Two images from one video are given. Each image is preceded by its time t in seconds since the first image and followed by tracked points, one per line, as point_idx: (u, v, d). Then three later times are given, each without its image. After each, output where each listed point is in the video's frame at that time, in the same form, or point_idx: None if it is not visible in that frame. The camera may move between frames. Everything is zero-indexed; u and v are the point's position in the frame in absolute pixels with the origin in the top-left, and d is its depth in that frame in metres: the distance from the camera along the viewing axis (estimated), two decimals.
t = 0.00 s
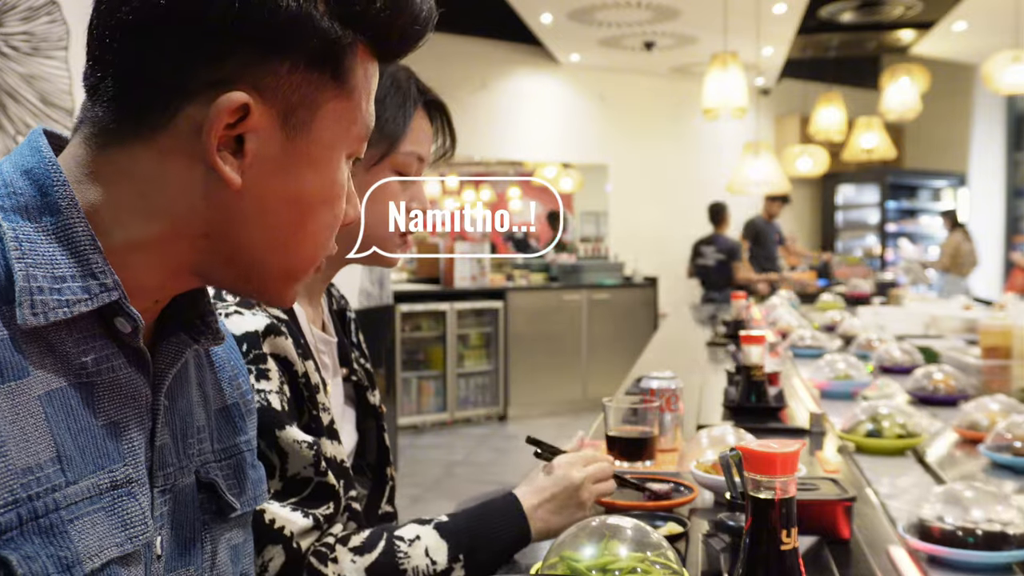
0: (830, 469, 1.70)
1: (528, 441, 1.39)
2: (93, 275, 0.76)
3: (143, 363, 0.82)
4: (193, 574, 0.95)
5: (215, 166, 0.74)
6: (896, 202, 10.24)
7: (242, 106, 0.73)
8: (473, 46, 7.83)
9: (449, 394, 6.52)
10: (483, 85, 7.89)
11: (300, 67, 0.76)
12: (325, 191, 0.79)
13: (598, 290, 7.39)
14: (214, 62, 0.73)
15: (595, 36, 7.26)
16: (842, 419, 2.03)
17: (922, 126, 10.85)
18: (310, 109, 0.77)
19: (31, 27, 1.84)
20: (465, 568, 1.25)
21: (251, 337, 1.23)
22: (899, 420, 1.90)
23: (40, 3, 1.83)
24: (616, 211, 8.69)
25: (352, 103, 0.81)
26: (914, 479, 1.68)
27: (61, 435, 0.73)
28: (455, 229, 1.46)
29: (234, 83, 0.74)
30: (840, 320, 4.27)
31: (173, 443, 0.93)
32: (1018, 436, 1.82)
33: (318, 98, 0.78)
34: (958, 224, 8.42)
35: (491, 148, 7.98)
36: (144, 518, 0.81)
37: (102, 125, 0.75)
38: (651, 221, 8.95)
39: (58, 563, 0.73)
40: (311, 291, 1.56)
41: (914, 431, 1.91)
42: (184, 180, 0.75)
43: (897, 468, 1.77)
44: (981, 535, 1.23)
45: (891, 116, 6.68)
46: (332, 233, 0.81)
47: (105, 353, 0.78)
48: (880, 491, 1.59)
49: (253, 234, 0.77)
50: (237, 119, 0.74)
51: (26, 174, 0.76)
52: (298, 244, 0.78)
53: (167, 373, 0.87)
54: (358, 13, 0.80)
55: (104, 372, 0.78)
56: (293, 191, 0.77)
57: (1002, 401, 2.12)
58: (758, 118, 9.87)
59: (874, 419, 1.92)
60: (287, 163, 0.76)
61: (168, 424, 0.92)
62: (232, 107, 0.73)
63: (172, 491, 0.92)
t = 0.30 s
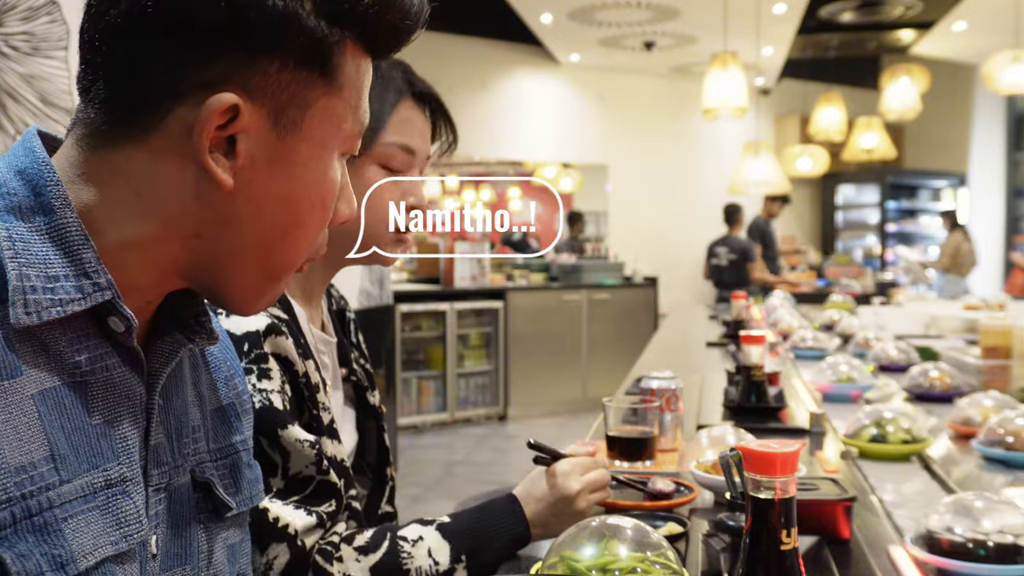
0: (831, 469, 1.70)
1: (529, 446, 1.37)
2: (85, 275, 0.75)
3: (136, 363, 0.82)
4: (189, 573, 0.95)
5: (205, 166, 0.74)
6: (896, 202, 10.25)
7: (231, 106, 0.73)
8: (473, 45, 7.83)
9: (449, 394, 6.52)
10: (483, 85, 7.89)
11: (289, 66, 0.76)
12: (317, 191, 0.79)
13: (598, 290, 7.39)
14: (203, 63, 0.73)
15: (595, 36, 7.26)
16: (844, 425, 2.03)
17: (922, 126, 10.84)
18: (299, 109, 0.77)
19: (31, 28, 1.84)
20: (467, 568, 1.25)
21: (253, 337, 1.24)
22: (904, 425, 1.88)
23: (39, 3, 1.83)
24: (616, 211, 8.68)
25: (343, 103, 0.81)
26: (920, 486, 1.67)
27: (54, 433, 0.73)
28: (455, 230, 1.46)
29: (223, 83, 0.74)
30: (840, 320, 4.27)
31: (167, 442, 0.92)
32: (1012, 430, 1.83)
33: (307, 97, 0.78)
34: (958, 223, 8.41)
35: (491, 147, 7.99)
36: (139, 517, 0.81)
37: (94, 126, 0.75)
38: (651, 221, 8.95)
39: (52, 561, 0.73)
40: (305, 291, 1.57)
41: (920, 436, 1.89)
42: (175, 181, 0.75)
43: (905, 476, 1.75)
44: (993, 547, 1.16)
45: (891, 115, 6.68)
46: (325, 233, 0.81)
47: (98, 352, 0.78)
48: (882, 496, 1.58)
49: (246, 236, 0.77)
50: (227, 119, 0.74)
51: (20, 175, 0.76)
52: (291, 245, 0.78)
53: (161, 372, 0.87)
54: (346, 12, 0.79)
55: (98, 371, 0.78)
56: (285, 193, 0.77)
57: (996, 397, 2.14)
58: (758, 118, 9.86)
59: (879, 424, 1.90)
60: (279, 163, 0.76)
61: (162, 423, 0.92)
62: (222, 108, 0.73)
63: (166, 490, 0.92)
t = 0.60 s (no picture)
0: (831, 470, 1.69)
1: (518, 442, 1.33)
2: (75, 274, 0.75)
3: (127, 362, 0.82)
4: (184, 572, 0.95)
5: (193, 162, 0.74)
6: (896, 201, 10.24)
7: (219, 100, 0.73)
8: (473, 45, 7.83)
9: (449, 394, 6.52)
10: (483, 85, 7.89)
11: (276, 62, 0.77)
12: (306, 187, 0.79)
13: (598, 290, 7.39)
14: (190, 58, 0.73)
15: (595, 36, 7.26)
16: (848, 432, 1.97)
17: (922, 126, 10.84)
18: (287, 105, 0.77)
19: (31, 27, 1.83)
20: (457, 563, 1.25)
21: (247, 338, 1.24)
22: (908, 430, 1.84)
23: (39, 2, 1.83)
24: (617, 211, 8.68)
25: (332, 98, 0.81)
26: (926, 494, 1.61)
27: (44, 434, 0.73)
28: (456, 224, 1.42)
29: (210, 78, 0.74)
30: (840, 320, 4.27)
31: (160, 441, 0.93)
32: (1003, 426, 1.88)
33: (295, 92, 0.78)
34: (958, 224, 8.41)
35: (491, 148, 7.99)
36: (131, 517, 0.81)
37: (81, 122, 0.76)
38: (651, 221, 8.94)
39: (43, 561, 0.73)
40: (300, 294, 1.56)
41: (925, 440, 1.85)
42: (163, 177, 0.75)
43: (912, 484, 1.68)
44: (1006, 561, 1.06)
45: (891, 115, 6.68)
46: (314, 229, 0.81)
47: (88, 352, 0.78)
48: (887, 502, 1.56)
49: (235, 231, 0.77)
50: (214, 113, 0.74)
51: (8, 175, 0.76)
52: (280, 241, 0.79)
53: (153, 372, 0.87)
54: (332, 7, 0.80)
55: (88, 371, 0.78)
56: (272, 188, 0.77)
57: (989, 394, 2.19)
58: (758, 118, 9.85)
59: (883, 429, 1.84)
60: (266, 158, 0.77)
61: (155, 423, 0.92)
62: (209, 102, 0.73)
63: (160, 489, 0.92)
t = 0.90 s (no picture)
0: (831, 470, 1.69)
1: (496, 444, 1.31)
2: (65, 274, 0.75)
3: (121, 362, 0.82)
4: (180, 572, 0.95)
5: (182, 159, 0.74)
6: (896, 201, 10.23)
7: (207, 98, 0.73)
8: (473, 45, 7.83)
9: (449, 394, 6.52)
10: (483, 85, 7.89)
11: (266, 60, 0.76)
12: (296, 187, 0.79)
13: (598, 290, 7.39)
14: (180, 57, 0.73)
15: (595, 36, 7.25)
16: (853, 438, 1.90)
17: (921, 126, 10.83)
18: (277, 103, 0.77)
19: (31, 28, 1.83)
20: (435, 566, 1.22)
21: (239, 344, 1.23)
22: (914, 435, 1.77)
23: (39, 2, 1.82)
24: (617, 211, 8.68)
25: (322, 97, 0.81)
26: (932, 501, 1.56)
27: (36, 434, 0.73)
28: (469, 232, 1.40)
29: (199, 74, 0.74)
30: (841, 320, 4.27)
31: (155, 441, 0.93)
32: (996, 421, 1.92)
33: (284, 91, 0.78)
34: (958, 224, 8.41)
35: (491, 148, 7.99)
36: (125, 517, 0.81)
37: (70, 119, 0.76)
38: (651, 221, 8.94)
39: (34, 561, 0.72)
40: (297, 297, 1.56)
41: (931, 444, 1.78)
42: (153, 175, 0.75)
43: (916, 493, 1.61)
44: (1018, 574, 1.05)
45: (891, 115, 6.68)
46: (304, 229, 0.81)
47: (80, 351, 0.78)
48: (879, 492, 1.59)
49: (222, 230, 0.77)
50: (201, 110, 0.74)
51: None
52: (268, 239, 0.78)
53: (147, 372, 0.87)
54: (323, 7, 0.80)
55: (80, 371, 0.78)
56: (260, 185, 0.77)
57: (984, 389, 2.22)
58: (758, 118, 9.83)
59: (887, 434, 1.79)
60: (254, 156, 0.76)
61: (149, 422, 0.92)
62: (196, 99, 0.73)
63: (155, 489, 0.92)
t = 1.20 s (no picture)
0: (830, 469, 1.69)
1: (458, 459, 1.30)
2: (58, 273, 0.72)
3: (115, 361, 0.81)
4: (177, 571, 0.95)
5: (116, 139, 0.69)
6: (895, 201, 10.22)
7: (136, 72, 0.68)
8: (473, 45, 7.82)
9: (449, 394, 6.52)
10: (483, 85, 7.89)
11: (200, 32, 0.71)
12: (240, 168, 0.71)
13: (598, 289, 7.39)
14: (126, 28, 0.71)
15: (595, 36, 7.25)
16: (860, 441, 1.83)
17: (921, 126, 10.83)
18: (218, 78, 0.71)
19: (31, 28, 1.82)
20: None
21: (238, 347, 1.24)
22: (920, 440, 1.73)
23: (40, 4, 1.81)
24: (616, 211, 8.69)
25: (276, 73, 0.74)
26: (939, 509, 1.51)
27: (30, 433, 0.73)
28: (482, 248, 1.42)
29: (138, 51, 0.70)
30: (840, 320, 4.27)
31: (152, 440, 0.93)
32: (989, 416, 2.01)
33: (227, 65, 0.71)
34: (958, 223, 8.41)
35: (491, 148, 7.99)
36: (119, 515, 0.81)
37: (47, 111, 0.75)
38: (651, 221, 8.95)
39: (29, 561, 0.73)
40: (307, 298, 1.54)
41: (937, 449, 1.73)
42: (104, 160, 0.71)
43: (923, 501, 1.55)
44: None
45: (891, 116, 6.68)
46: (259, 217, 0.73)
47: (75, 350, 0.77)
48: (881, 494, 1.58)
49: (168, 215, 0.72)
50: (136, 85, 0.69)
51: None
52: (215, 226, 0.72)
53: (142, 370, 0.88)
54: None
55: (75, 371, 0.77)
56: (199, 166, 0.70)
57: (977, 387, 2.27)
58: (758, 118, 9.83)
59: (891, 439, 1.75)
60: (192, 132, 0.70)
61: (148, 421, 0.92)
62: (124, 72, 0.68)
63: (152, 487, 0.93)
